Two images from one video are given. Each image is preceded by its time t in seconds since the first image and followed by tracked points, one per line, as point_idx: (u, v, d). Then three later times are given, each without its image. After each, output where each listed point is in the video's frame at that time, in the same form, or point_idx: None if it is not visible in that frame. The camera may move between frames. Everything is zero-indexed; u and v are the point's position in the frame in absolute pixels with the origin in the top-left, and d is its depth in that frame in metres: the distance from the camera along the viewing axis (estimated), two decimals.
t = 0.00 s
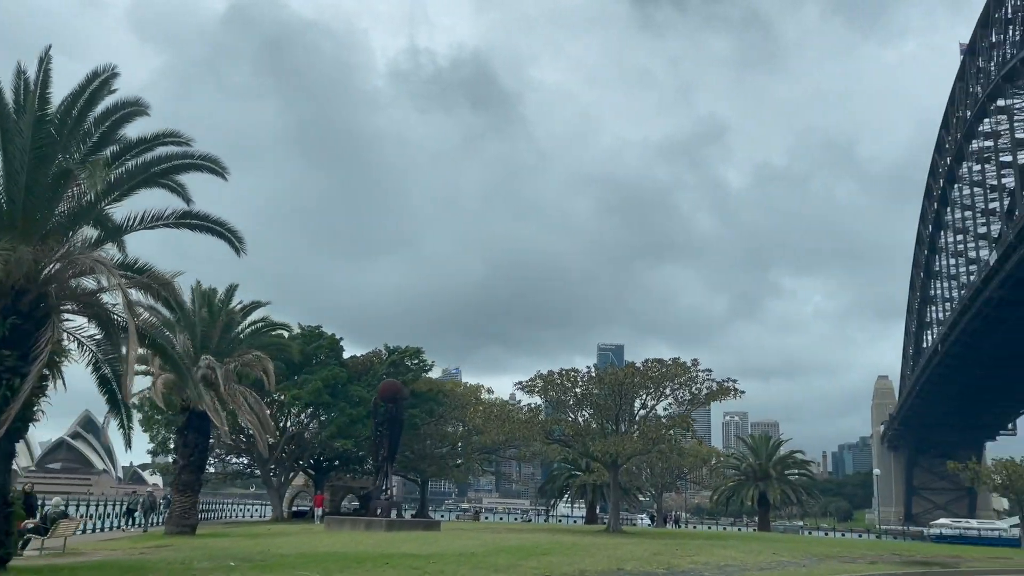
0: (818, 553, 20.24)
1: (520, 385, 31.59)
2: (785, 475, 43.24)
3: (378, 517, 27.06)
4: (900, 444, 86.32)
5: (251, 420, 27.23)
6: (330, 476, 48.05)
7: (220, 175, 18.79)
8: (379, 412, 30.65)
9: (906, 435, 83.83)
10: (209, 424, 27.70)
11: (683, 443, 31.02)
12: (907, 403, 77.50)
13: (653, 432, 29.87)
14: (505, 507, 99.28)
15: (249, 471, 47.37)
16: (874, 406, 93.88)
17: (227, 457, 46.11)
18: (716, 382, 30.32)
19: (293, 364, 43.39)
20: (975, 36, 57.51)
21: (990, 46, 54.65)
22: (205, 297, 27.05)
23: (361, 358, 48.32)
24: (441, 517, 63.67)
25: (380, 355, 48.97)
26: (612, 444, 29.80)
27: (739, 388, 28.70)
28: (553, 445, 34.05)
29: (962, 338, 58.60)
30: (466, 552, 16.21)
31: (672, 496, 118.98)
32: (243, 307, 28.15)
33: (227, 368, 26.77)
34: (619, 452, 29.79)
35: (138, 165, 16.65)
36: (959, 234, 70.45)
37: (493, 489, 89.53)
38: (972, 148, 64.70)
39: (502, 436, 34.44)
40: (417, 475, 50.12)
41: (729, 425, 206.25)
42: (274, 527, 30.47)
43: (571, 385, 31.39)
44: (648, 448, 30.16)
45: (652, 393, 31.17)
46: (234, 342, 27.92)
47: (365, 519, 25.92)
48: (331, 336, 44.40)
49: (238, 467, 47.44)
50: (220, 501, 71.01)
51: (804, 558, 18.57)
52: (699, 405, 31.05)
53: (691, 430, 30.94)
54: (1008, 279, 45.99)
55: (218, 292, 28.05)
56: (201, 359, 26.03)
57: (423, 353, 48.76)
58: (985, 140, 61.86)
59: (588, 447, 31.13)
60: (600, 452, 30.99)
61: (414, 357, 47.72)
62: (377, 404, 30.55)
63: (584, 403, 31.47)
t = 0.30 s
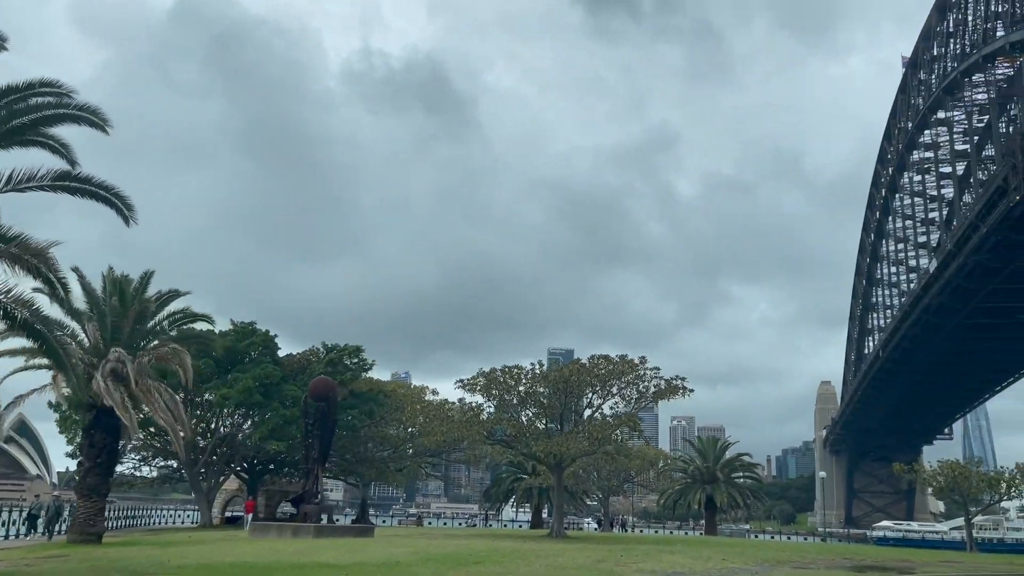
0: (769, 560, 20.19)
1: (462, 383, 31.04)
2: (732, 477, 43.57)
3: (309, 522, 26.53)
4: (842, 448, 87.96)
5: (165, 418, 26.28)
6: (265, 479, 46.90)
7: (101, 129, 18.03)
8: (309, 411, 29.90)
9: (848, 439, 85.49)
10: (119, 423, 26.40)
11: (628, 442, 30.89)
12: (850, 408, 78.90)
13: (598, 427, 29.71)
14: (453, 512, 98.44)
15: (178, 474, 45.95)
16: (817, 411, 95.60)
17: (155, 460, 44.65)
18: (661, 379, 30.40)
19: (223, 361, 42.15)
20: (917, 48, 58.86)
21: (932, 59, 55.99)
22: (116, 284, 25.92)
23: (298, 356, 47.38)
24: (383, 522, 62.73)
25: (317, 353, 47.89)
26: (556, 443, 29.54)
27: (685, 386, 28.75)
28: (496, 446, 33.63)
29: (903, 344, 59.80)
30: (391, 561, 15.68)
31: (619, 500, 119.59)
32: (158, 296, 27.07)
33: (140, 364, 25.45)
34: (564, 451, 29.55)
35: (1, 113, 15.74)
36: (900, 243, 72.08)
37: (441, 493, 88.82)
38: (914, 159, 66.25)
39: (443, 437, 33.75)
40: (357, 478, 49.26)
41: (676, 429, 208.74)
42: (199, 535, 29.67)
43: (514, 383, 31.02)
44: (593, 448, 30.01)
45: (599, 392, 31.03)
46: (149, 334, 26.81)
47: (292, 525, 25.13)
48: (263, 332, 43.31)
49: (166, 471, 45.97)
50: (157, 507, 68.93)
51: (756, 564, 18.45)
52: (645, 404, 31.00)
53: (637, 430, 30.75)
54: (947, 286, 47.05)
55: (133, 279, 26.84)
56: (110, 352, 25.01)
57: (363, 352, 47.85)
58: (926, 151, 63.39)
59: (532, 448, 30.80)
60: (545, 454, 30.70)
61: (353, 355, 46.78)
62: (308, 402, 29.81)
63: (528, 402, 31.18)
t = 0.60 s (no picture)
0: (723, 566, 19.89)
1: (405, 379, 30.34)
2: (685, 480, 43.58)
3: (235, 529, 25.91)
4: (792, 453, 89.01)
5: (75, 415, 25.01)
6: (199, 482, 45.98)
7: None
8: (241, 407, 28.99)
9: (798, 444, 86.52)
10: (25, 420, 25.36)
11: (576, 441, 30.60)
12: (800, 413, 79.82)
13: (547, 425, 29.37)
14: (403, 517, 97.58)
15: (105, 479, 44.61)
16: (768, 415, 96.72)
17: (82, 464, 43.31)
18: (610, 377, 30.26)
19: (153, 358, 40.99)
20: (868, 59, 59.93)
21: (882, 69, 56.99)
22: (22, 267, 25.28)
23: (235, 354, 46.37)
24: (329, 528, 61.62)
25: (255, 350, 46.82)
26: (503, 442, 29.07)
27: (636, 385, 28.58)
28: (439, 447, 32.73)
29: (852, 349, 60.62)
30: (314, 571, 14.95)
31: (573, 504, 119.70)
32: (68, 283, 26.08)
33: (44, 356, 24.63)
34: (511, 451, 29.13)
35: None
36: (850, 251, 73.23)
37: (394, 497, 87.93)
38: (864, 168, 67.39)
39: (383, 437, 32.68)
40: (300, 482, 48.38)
41: (630, 434, 210.19)
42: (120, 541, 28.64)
43: (460, 380, 30.50)
44: (542, 447, 29.58)
45: (549, 389, 30.72)
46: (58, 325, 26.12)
47: (217, 531, 24.28)
48: (195, 328, 42.19)
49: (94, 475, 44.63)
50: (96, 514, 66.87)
51: (710, 571, 18.11)
52: (594, 403, 30.81)
53: (588, 429, 30.26)
54: (895, 293, 47.76)
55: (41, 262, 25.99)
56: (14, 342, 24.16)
57: (305, 350, 47.02)
58: (875, 160, 64.51)
59: (476, 447, 30.22)
60: (492, 455, 30.22)
61: (295, 353, 46.04)
62: (239, 399, 28.87)
63: (475, 400, 30.68)
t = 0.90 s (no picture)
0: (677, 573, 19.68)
1: (348, 375, 29.70)
2: (641, 484, 43.48)
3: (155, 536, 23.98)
4: (747, 457, 89.81)
5: None
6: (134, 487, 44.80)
7: None
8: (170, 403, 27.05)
9: (753, 448, 87.35)
10: None
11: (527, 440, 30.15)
12: (755, 417, 80.51)
13: (497, 423, 28.89)
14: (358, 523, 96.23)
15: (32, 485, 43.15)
16: (724, 420, 97.59)
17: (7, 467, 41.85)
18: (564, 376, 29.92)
19: (79, 355, 39.74)
20: (824, 68, 60.72)
21: (838, 79, 57.88)
22: None
23: (172, 350, 45.14)
24: (276, 533, 60.49)
25: (194, 346, 45.56)
26: (449, 441, 28.53)
27: (591, 383, 28.27)
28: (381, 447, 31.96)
29: (806, 354, 61.25)
30: None
31: (530, 508, 119.50)
32: None
33: None
34: (457, 450, 28.60)
35: None
36: (805, 257, 74.14)
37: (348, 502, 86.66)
38: (819, 176, 68.31)
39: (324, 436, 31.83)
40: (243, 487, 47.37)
41: (588, 438, 210.96)
42: (40, 548, 27.52)
43: (404, 376, 29.96)
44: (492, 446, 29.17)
45: (501, 387, 30.27)
46: None
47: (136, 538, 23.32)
48: (127, 322, 40.89)
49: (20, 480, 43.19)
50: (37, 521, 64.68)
51: None
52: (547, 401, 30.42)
53: (540, 428, 29.79)
54: (849, 299, 48.30)
55: None
56: None
57: (246, 347, 45.94)
58: (830, 168, 65.43)
59: (421, 445, 29.69)
60: (441, 456, 29.65)
61: (235, 349, 44.88)
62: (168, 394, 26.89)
63: (421, 397, 30.13)
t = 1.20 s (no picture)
0: None
1: (286, 369, 28.72)
2: (597, 486, 43.27)
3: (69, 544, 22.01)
4: (704, 460, 90.40)
5: None
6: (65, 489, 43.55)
7: None
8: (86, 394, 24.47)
9: (710, 451, 87.94)
10: None
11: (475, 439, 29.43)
12: (712, 420, 81.00)
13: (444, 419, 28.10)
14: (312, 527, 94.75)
15: None
16: (682, 423, 98.20)
17: None
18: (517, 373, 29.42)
19: None
20: (783, 75, 61.45)
21: (796, 86, 58.55)
22: None
23: (104, 343, 44.06)
24: (226, 538, 59.18)
25: (129, 340, 44.72)
26: (393, 439, 27.49)
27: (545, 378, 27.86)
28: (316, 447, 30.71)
29: (762, 358, 61.75)
30: None
31: (488, 512, 118.97)
32: None
33: None
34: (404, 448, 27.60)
35: None
36: (763, 262, 74.86)
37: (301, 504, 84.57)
38: (777, 181, 69.05)
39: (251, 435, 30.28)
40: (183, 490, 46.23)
41: (547, 442, 211.18)
42: None
43: (345, 369, 29.10)
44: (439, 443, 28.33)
45: (449, 382, 29.68)
46: None
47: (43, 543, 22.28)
48: (54, 314, 39.57)
49: None
50: None
51: None
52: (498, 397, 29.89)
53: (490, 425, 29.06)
54: (806, 303, 48.73)
55: None
56: None
57: (184, 342, 44.86)
58: (788, 174, 66.14)
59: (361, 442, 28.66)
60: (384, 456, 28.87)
61: (173, 344, 43.79)
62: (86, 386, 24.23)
63: (362, 391, 29.25)
